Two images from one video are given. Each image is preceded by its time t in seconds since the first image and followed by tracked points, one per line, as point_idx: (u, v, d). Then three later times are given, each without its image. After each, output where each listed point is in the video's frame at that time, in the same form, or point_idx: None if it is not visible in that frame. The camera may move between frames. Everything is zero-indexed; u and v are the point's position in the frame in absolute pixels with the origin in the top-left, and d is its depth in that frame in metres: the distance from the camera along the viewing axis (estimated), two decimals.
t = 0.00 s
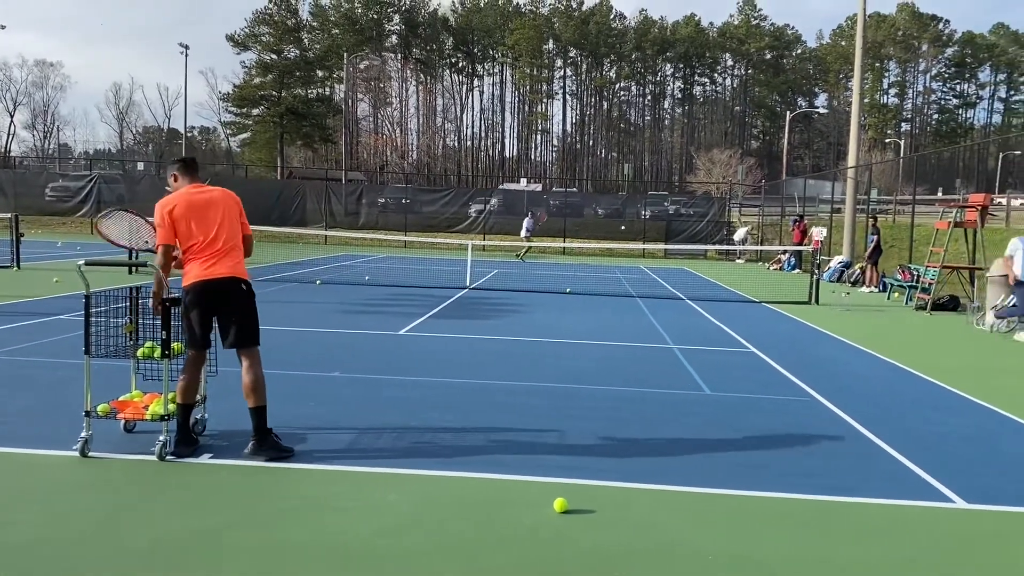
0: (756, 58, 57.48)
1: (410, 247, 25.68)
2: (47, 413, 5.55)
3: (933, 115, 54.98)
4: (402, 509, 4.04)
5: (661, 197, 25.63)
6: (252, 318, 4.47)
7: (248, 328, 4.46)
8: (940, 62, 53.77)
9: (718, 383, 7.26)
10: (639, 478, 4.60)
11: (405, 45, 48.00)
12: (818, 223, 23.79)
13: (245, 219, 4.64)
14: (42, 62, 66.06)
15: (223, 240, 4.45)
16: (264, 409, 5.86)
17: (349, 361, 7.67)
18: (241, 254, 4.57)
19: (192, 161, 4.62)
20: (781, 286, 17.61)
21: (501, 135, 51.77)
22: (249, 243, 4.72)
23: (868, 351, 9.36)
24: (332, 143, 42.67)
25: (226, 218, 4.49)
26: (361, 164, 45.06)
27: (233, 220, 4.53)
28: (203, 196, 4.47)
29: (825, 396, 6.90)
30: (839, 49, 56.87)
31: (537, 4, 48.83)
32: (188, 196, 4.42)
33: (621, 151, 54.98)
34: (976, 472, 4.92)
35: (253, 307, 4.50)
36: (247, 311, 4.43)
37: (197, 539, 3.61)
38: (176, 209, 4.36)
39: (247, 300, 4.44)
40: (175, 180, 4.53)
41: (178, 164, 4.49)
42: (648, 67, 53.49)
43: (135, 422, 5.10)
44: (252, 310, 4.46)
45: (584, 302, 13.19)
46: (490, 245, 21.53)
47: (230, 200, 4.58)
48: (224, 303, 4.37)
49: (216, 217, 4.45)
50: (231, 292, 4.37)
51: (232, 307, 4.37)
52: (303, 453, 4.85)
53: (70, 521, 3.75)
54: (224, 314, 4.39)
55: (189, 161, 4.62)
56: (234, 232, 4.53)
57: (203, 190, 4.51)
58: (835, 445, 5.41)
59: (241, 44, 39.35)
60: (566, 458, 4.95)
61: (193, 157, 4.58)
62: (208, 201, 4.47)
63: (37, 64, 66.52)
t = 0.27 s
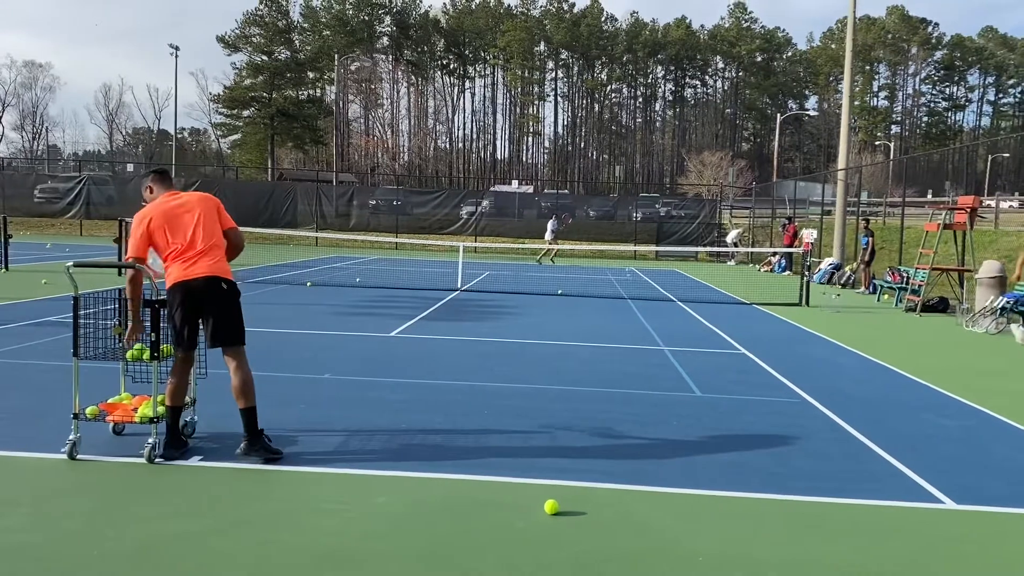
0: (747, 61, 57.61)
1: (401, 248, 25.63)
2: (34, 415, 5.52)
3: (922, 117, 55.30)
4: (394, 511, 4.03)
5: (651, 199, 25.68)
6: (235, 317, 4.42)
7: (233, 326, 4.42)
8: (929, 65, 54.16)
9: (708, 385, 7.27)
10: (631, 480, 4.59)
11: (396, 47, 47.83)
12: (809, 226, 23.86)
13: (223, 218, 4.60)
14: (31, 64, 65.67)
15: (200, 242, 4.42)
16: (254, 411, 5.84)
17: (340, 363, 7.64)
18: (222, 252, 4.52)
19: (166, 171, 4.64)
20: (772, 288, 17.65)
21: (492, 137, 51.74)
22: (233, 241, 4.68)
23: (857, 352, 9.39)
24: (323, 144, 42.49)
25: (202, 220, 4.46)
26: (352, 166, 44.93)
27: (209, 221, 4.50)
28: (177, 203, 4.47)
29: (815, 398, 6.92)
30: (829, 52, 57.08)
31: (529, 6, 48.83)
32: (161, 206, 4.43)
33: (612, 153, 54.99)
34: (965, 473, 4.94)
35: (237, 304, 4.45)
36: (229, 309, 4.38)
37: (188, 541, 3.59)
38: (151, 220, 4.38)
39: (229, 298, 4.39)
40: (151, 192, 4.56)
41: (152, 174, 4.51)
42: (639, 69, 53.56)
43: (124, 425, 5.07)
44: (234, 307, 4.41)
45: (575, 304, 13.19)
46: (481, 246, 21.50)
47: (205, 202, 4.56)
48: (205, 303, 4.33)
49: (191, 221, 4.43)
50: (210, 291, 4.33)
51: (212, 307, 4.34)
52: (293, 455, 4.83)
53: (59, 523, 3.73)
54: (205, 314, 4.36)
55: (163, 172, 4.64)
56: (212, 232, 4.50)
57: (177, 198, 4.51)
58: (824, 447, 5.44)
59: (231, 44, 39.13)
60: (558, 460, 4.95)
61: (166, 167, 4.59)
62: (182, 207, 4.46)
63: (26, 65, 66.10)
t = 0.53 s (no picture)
0: (740, 63, 57.77)
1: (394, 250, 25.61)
2: (26, 417, 5.49)
3: (914, 119, 55.67)
4: (386, 513, 4.02)
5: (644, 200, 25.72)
6: (222, 322, 4.38)
7: (221, 332, 4.38)
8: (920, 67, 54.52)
9: (701, 386, 7.29)
10: (625, 481, 4.60)
11: (389, 49, 47.54)
12: (801, 227, 23.97)
13: (217, 222, 4.55)
14: (22, 64, 65.40)
15: (189, 248, 4.39)
16: (245, 413, 5.81)
17: (332, 365, 7.62)
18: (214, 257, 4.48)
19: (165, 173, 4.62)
20: (765, 289, 17.71)
21: (486, 138, 51.76)
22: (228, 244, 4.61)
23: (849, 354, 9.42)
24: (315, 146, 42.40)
25: (192, 226, 4.43)
26: (344, 167, 44.87)
27: (199, 226, 4.45)
28: (171, 210, 4.47)
29: (807, 399, 6.95)
30: (821, 54, 57.29)
31: (522, 7, 48.85)
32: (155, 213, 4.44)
33: (605, 154, 55.07)
34: (956, 475, 4.97)
35: (226, 311, 4.41)
36: (215, 314, 4.35)
37: (179, 543, 3.57)
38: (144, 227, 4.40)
39: (215, 304, 4.35)
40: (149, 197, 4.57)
41: (148, 179, 4.51)
42: (632, 71, 53.68)
43: (116, 427, 5.05)
44: (221, 312, 4.37)
45: (568, 305, 13.21)
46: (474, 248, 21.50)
47: (199, 206, 4.53)
48: (193, 309, 4.32)
49: (181, 226, 4.41)
50: (197, 297, 4.30)
51: (199, 314, 4.32)
52: (284, 458, 4.81)
53: (50, 525, 3.71)
54: (194, 320, 4.34)
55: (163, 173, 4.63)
56: (203, 237, 4.46)
57: (172, 203, 4.50)
58: (817, 447, 5.45)
59: (223, 45, 39.04)
60: (551, 461, 4.95)
61: (164, 170, 4.58)
62: (174, 212, 4.45)
63: (16, 66, 65.75)
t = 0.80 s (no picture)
0: (734, 64, 57.87)
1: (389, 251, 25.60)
2: (20, 418, 5.48)
3: (908, 120, 55.88)
4: (382, 514, 4.02)
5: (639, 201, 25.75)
6: (218, 336, 4.33)
7: (214, 346, 4.34)
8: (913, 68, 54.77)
9: (696, 387, 7.31)
10: (620, 482, 4.61)
11: (384, 49, 47.64)
12: (796, 227, 24.04)
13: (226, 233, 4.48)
14: (16, 64, 65.20)
15: (193, 256, 4.35)
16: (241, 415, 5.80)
17: (327, 366, 7.61)
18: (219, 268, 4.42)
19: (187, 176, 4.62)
20: (760, 289, 17.74)
21: (481, 138, 51.75)
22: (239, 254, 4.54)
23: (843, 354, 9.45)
24: (310, 147, 42.30)
25: (198, 233, 4.39)
26: (339, 168, 44.81)
27: (205, 235, 4.41)
28: (182, 214, 4.45)
29: (800, 399, 6.98)
30: (815, 55, 57.49)
31: (517, 8, 48.86)
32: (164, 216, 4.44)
33: (600, 155, 55.12)
34: (949, 474, 4.99)
35: (224, 323, 4.37)
36: (211, 325, 4.30)
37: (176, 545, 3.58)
38: (151, 231, 4.40)
39: (211, 314, 4.30)
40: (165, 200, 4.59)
41: (164, 181, 4.50)
42: (627, 71, 53.73)
43: (110, 428, 5.05)
44: (216, 324, 4.32)
45: (563, 306, 13.22)
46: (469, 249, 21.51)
47: (210, 213, 4.48)
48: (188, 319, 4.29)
49: (187, 233, 4.38)
50: (194, 308, 4.26)
51: (197, 323, 4.29)
52: (279, 458, 4.82)
53: (43, 528, 3.70)
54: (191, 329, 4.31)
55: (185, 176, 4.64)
56: (210, 245, 4.41)
57: (185, 208, 4.47)
58: (811, 447, 5.48)
59: (218, 46, 38.96)
60: (546, 462, 4.95)
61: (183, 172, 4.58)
62: (183, 217, 4.43)
63: (10, 67, 65.47)
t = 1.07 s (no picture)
0: (732, 64, 57.89)
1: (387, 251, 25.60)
2: (17, 419, 5.48)
3: (905, 120, 55.99)
4: (380, 515, 4.02)
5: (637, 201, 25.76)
6: (202, 338, 4.30)
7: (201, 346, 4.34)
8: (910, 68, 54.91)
9: (693, 387, 7.32)
10: (617, 482, 4.62)
11: (382, 49, 47.67)
12: (793, 227, 24.07)
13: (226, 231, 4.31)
14: (12, 65, 65.09)
15: (190, 253, 4.33)
16: (238, 416, 5.80)
17: (324, 366, 7.61)
18: (215, 265, 4.34)
19: (217, 158, 4.53)
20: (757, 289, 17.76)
21: (479, 139, 51.76)
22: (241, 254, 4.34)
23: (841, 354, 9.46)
24: (308, 147, 42.26)
25: (199, 229, 4.34)
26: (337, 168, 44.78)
27: (204, 232, 4.33)
28: (194, 204, 4.42)
29: (798, 399, 6.99)
30: (812, 55, 57.56)
31: (514, 9, 48.89)
32: (180, 203, 4.46)
33: (597, 155, 55.16)
34: (947, 474, 5.01)
35: (213, 325, 4.32)
36: (196, 326, 4.29)
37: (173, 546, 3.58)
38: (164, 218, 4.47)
39: (195, 314, 4.27)
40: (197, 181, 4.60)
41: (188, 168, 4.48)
42: (625, 72, 53.79)
43: (107, 429, 5.05)
44: (201, 324, 4.29)
45: (561, 306, 13.22)
46: (466, 249, 21.50)
47: (216, 208, 4.37)
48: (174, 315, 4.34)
49: (189, 227, 4.37)
50: (179, 307, 4.27)
51: (183, 321, 4.30)
52: (276, 459, 4.82)
53: (42, 529, 3.70)
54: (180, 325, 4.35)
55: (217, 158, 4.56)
56: (206, 242, 4.33)
57: (200, 195, 4.42)
58: (808, 447, 5.49)
59: (215, 46, 38.97)
60: (544, 463, 4.95)
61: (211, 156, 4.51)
62: (192, 208, 4.41)
63: (7, 67, 65.31)
